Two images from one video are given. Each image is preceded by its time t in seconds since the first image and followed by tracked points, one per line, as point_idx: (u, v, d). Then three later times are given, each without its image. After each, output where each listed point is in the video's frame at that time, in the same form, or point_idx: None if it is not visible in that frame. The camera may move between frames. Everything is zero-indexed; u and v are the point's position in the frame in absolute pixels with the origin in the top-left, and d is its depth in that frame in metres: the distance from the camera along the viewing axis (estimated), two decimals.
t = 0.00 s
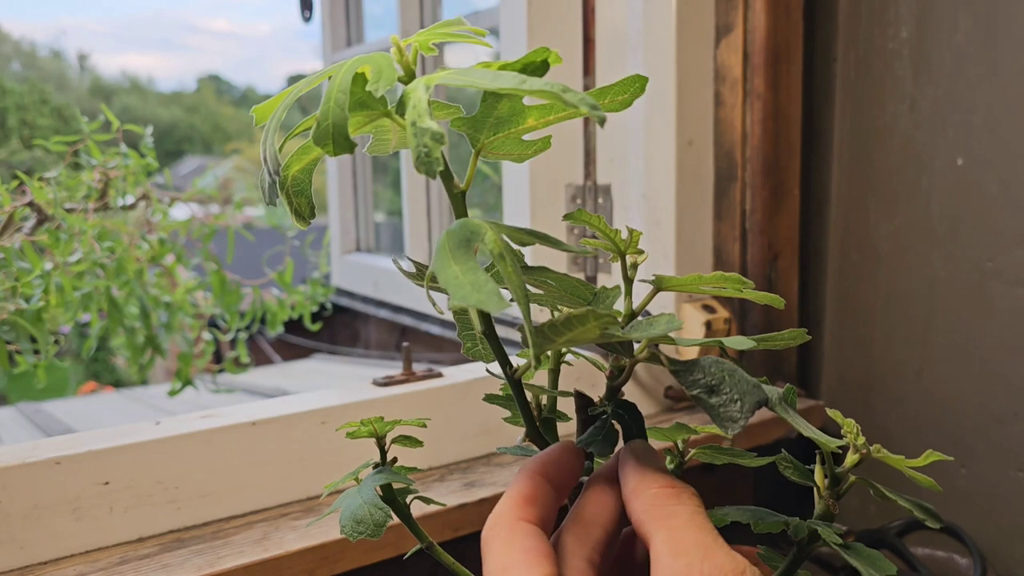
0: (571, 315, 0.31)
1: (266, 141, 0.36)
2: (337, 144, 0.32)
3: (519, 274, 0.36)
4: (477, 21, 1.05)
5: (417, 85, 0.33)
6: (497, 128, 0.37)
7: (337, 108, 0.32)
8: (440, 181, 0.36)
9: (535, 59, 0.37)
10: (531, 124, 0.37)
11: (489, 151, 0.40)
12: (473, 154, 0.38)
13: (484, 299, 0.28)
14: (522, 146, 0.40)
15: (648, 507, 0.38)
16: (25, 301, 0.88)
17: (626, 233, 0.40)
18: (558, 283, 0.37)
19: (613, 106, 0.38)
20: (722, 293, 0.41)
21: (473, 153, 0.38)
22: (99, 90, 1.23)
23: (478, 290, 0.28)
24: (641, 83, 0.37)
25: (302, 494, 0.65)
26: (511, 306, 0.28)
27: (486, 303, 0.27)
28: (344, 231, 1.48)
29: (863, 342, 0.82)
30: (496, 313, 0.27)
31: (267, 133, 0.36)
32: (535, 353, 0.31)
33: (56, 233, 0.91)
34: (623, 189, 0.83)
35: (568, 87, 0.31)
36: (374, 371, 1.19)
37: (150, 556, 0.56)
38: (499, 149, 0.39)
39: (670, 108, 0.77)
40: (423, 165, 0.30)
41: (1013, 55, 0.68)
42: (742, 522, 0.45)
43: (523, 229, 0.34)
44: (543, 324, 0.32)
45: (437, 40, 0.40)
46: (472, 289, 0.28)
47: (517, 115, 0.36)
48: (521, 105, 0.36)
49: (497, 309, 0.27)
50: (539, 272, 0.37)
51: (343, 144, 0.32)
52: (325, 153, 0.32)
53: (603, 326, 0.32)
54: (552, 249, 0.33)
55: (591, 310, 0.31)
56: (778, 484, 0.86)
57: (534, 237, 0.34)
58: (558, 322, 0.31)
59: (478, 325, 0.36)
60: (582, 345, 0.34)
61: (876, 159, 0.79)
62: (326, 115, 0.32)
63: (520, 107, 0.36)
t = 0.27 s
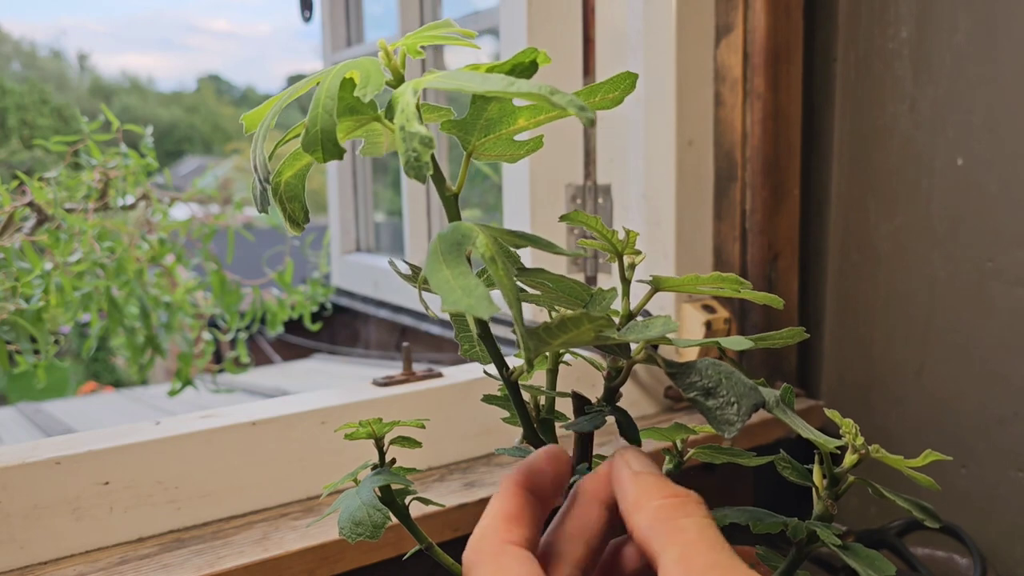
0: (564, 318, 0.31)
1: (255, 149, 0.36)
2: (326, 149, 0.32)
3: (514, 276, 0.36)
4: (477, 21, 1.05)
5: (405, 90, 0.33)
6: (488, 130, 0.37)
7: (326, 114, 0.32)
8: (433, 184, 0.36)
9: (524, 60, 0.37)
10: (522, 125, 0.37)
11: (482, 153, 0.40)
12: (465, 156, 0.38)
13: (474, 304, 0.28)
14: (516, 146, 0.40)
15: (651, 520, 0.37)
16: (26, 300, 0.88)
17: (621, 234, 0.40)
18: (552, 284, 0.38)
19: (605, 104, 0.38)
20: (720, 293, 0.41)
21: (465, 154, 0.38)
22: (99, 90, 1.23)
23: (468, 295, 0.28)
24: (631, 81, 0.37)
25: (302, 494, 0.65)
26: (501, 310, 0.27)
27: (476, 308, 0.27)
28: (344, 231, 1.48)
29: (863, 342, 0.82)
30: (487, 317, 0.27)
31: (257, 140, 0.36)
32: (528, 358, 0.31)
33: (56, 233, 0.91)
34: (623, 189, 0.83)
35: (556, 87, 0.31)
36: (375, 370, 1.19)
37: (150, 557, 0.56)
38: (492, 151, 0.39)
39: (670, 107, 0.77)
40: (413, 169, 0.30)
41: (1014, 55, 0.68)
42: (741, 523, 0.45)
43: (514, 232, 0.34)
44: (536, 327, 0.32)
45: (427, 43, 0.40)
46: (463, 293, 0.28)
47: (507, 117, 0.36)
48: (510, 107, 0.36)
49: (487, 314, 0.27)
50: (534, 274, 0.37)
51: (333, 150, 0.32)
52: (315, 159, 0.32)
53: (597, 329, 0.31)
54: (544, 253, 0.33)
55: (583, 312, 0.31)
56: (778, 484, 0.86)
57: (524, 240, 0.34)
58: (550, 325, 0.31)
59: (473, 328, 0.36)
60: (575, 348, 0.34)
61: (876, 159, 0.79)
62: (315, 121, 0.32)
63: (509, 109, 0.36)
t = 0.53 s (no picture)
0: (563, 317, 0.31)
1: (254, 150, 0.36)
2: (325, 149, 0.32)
3: (512, 275, 0.37)
4: (477, 21, 1.05)
5: (404, 90, 0.33)
6: (487, 131, 0.37)
7: (325, 114, 0.32)
8: (432, 184, 0.36)
9: (523, 60, 0.37)
10: (522, 125, 0.37)
11: (482, 154, 0.40)
12: (465, 156, 0.38)
13: (474, 302, 0.28)
14: (515, 147, 0.40)
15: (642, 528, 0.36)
16: (26, 301, 0.88)
17: (621, 234, 0.40)
18: (552, 284, 0.38)
19: (604, 104, 0.38)
20: (720, 293, 0.41)
21: (465, 154, 0.38)
22: (99, 90, 1.23)
23: (467, 294, 0.28)
24: (629, 81, 0.37)
25: (302, 494, 0.65)
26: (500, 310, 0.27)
27: (475, 306, 0.27)
28: (344, 231, 1.48)
29: (863, 342, 0.82)
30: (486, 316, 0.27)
31: (256, 140, 0.36)
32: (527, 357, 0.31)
33: (56, 233, 0.91)
34: (622, 189, 0.83)
35: (555, 86, 0.31)
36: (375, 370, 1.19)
37: (151, 557, 0.56)
38: (492, 151, 0.39)
39: (670, 107, 0.77)
40: (411, 169, 0.30)
41: (1014, 55, 0.68)
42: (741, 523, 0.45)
43: (515, 232, 0.34)
44: (535, 327, 0.32)
45: (424, 43, 0.40)
46: (462, 292, 0.28)
47: (506, 117, 0.36)
48: (510, 107, 0.36)
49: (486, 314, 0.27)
50: (533, 274, 0.37)
51: (332, 149, 0.32)
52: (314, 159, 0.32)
53: (596, 329, 0.31)
54: (544, 251, 0.33)
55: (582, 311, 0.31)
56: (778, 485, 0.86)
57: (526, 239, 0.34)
58: (549, 324, 0.31)
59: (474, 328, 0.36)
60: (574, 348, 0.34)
61: (877, 158, 0.79)
62: (314, 121, 0.32)
63: (509, 108, 0.36)
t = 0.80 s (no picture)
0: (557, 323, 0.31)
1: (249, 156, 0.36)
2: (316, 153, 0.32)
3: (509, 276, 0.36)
4: (477, 21, 1.05)
5: (394, 90, 0.33)
6: (479, 131, 0.37)
7: (316, 117, 0.32)
8: (427, 186, 0.36)
9: (511, 59, 0.37)
10: (514, 125, 0.37)
11: (475, 155, 0.40)
12: (459, 157, 0.38)
13: (465, 301, 0.28)
14: (509, 148, 0.40)
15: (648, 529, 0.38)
16: (26, 301, 0.88)
17: (619, 234, 0.40)
18: (551, 285, 0.38)
19: (596, 103, 0.38)
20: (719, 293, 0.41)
21: (459, 156, 0.38)
22: (99, 90, 1.23)
23: (459, 294, 0.28)
24: (621, 79, 0.37)
25: (302, 494, 0.65)
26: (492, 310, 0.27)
27: (466, 306, 0.27)
28: (344, 231, 1.48)
29: (863, 342, 0.82)
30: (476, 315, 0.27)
31: (250, 145, 0.36)
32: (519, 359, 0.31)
33: (56, 233, 0.91)
34: (622, 189, 0.83)
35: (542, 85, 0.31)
36: (375, 370, 1.19)
37: (150, 557, 0.56)
38: (486, 152, 0.39)
39: (670, 107, 0.77)
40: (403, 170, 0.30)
41: (1014, 55, 0.68)
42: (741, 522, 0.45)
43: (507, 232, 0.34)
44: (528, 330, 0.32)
45: (415, 45, 0.40)
46: (454, 292, 0.28)
47: (497, 117, 0.36)
48: (501, 107, 0.36)
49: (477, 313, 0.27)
50: (531, 276, 0.37)
51: (323, 152, 0.32)
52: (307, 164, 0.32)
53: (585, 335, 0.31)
54: (541, 250, 0.33)
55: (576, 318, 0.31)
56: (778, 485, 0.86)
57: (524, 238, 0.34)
58: (542, 330, 0.31)
59: (471, 330, 0.36)
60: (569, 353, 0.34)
61: (877, 158, 0.79)
62: (305, 125, 0.32)
63: (500, 109, 0.36)
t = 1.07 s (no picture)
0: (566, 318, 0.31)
1: (250, 152, 0.36)
2: (322, 151, 0.32)
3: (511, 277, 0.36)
4: (477, 21, 1.05)
5: (400, 92, 0.33)
6: (483, 131, 0.37)
7: (322, 117, 0.32)
8: (429, 186, 0.36)
9: (518, 59, 0.37)
10: (517, 125, 0.37)
11: (477, 155, 0.40)
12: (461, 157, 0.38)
13: (476, 303, 0.28)
14: (511, 147, 0.39)
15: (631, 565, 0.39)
16: (26, 300, 0.88)
17: (623, 235, 0.40)
18: (553, 287, 0.37)
19: (598, 103, 0.38)
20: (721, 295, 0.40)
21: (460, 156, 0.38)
22: (99, 90, 1.23)
23: (470, 295, 0.28)
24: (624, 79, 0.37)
25: (302, 494, 0.65)
26: (505, 311, 0.27)
27: (479, 308, 0.27)
28: (344, 231, 1.48)
29: (864, 343, 0.82)
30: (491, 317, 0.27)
31: (251, 143, 0.36)
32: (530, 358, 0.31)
33: (56, 233, 0.91)
34: (622, 189, 0.83)
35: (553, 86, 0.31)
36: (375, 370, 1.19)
37: (150, 557, 0.56)
38: (486, 152, 0.39)
39: (670, 107, 0.77)
40: (414, 170, 0.30)
41: (1015, 55, 0.68)
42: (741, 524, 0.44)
43: (508, 232, 0.34)
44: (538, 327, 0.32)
45: (418, 44, 0.40)
46: (465, 294, 0.28)
47: (502, 117, 0.36)
48: (505, 107, 0.36)
49: (490, 313, 0.27)
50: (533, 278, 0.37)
51: (330, 153, 0.32)
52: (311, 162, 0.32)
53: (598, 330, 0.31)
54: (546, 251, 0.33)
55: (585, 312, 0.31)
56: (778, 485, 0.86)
57: (526, 239, 0.34)
58: (551, 326, 0.31)
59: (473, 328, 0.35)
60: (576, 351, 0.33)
61: (878, 158, 0.79)
62: (311, 124, 0.32)
63: (504, 109, 0.36)
